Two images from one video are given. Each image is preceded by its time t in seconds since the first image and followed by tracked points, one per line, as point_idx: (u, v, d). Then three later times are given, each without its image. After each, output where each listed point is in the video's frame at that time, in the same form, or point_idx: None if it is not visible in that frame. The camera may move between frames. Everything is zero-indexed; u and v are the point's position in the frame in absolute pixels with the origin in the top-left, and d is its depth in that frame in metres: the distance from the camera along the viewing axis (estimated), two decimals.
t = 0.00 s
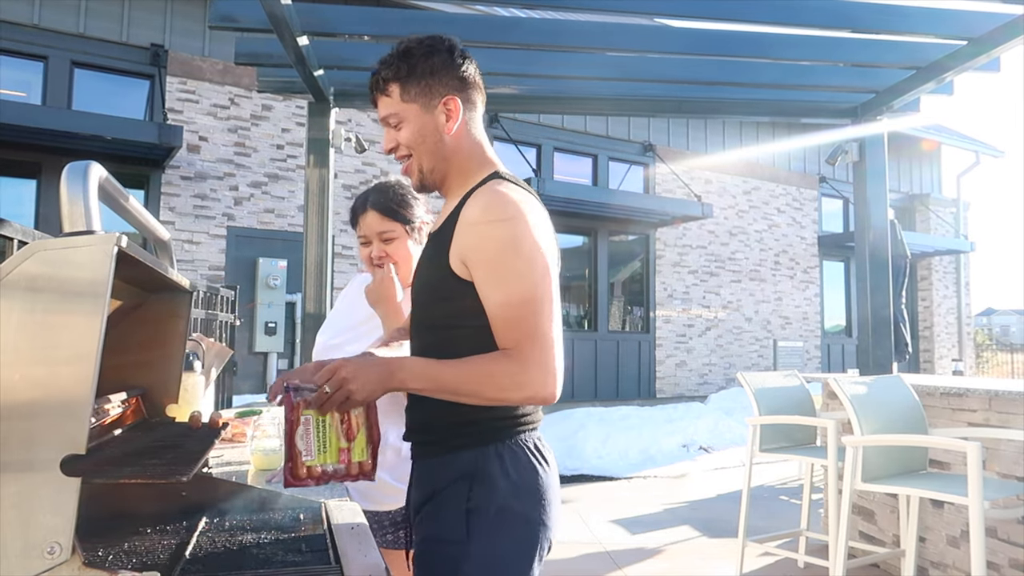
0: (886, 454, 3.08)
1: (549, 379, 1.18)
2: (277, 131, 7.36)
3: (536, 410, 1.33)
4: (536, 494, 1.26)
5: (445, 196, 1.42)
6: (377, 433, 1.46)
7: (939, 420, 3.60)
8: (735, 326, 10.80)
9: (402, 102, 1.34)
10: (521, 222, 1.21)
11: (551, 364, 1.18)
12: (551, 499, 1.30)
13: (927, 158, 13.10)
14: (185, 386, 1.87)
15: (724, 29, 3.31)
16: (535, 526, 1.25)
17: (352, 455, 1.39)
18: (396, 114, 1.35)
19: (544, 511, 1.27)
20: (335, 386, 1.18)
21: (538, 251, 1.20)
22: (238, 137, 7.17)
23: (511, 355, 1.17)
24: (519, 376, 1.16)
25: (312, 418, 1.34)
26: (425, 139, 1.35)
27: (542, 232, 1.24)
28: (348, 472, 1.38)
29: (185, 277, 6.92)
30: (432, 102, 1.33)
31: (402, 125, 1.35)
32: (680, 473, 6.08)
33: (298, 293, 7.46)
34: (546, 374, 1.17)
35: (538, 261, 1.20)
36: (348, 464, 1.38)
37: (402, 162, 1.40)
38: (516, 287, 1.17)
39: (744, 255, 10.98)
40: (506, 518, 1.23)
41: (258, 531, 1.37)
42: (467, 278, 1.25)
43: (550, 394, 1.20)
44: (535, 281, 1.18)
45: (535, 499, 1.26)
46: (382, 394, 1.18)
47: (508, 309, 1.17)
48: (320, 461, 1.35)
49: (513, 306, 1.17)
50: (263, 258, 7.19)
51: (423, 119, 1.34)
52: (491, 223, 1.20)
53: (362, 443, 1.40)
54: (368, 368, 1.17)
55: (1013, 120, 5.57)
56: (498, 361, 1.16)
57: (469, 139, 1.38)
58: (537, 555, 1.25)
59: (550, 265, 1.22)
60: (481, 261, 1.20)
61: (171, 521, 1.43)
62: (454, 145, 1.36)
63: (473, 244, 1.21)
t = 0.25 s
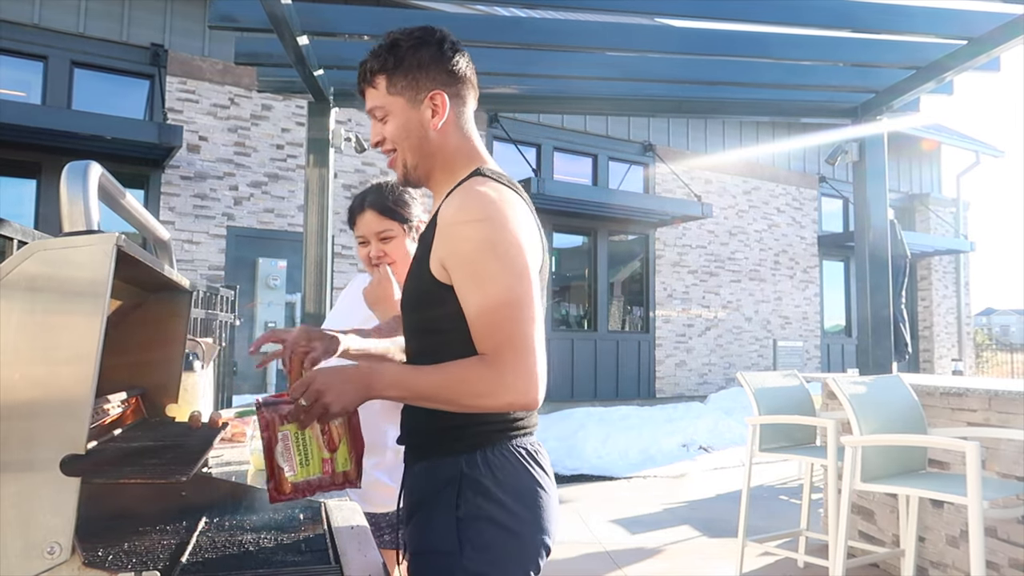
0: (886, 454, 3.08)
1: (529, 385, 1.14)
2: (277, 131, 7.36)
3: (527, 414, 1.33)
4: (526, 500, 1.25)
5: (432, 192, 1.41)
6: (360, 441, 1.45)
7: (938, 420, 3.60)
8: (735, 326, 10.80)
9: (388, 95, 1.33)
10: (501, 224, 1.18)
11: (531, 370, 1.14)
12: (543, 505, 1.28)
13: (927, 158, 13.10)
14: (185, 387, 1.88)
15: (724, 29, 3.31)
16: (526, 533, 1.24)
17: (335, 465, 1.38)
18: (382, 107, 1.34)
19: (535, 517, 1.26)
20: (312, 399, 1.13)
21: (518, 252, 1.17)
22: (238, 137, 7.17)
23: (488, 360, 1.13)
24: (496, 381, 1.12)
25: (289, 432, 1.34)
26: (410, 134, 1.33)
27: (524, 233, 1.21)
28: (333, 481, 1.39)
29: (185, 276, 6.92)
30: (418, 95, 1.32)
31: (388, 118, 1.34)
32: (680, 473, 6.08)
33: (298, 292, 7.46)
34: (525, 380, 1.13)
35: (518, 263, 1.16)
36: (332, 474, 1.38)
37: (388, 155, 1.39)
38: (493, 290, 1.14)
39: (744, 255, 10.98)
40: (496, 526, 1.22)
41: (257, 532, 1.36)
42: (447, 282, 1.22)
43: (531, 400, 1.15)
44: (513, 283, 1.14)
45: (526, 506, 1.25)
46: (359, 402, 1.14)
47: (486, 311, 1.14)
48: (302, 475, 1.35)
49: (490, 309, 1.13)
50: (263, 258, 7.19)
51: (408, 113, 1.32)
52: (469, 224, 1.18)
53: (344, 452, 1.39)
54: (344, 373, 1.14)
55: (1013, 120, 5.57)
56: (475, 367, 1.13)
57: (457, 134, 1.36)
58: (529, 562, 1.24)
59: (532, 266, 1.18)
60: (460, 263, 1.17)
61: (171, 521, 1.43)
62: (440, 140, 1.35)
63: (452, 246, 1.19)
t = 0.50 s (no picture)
0: (886, 454, 3.08)
1: (527, 382, 1.14)
2: (277, 130, 7.36)
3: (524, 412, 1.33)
4: (526, 498, 1.25)
5: (419, 190, 1.41)
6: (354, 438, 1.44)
7: (938, 420, 3.60)
8: (735, 326, 10.79)
9: (375, 92, 1.33)
10: (498, 220, 1.19)
11: (530, 367, 1.14)
12: (543, 502, 1.28)
13: (927, 158, 13.10)
14: (185, 387, 1.88)
15: (724, 29, 3.31)
16: (526, 531, 1.24)
17: (328, 462, 1.38)
18: (369, 103, 1.34)
19: (535, 515, 1.26)
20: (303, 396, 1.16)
21: (515, 249, 1.17)
22: (238, 137, 7.17)
23: (487, 357, 1.13)
24: (495, 378, 1.12)
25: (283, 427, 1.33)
26: (395, 132, 1.33)
27: (520, 230, 1.21)
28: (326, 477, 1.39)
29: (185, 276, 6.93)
30: (405, 94, 1.32)
31: (374, 115, 1.34)
32: (680, 473, 6.08)
33: (298, 292, 7.45)
34: (523, 376, 1.13)
35: (515, 259, 1.17)
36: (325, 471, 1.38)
37: (374, 152, 1.39)
38: (490, 286, 1.14)
39: (744, 255, 10.98)
40: (496, 525, 1.22)
41: (257, 531, 1.36)
42: (444, 281, 1.22)
43: (529, 397, 1.16)
44: (511, 280, 1.15)
45: (526, 504, 1.25)
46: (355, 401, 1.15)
47: (483, 309, 1.14)
48: (296, 469, 1.35)
49: (488, 305, 1.14)
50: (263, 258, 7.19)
51: (394, 111, 1.32)
52: (466, 221, 1.18)
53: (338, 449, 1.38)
54: (339, 373, 1.15)
55: (1013, 120, 5.57)
56: (473, 364, 1.13)
57: (444, 134, 1.36)
58: (530, 559, 1.24)
59: (529, 263, 1.19)
60: (457, 260, 1.17)
61: (171, 521, 1.43)
62: (426, 138, 1.34)
63: (449, 244, 1.19)
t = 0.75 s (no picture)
0: (886, 454, 3.08)
1: (529, 374, 1.14)
2: (277, 130, 7.36)
3: (524, 410, 1.32)
4: (528, 495, 1.25)
5: (408, 193, 1.41)
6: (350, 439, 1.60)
7: (939, 420, 3.60)
8: (735, 326, 10.79)
9: (358, 99, 1.33)
10: (497, 216, 1.20)
11: (533, 360, 1.15)
12: (544, 499, 1.28)
13: (927, 158, 13.10)
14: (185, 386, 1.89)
15: (723, 29, 3.31)
16: (529, 528, 1.24)
17: (324, 460, 1.54)
18: (353, 111, 1.34)
19: (538, 512, 1.26)
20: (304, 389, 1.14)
21: (514, 244, 1.18)
22: (238, 137, 7.17)
23: (490, 350, 1.13)
24: (499, 372, 1.12)
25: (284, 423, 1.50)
26: (379, 137, 1.33)
27: (518, 226, 1.22)
28: (321, 473, 1.55)
29: (185, 276, 6.93)
30: (387, 99, 1.32)
31: (358, 122, 1.34)
32: (680, 473, 6.09)
33: (298, 292, 7.45)
34: (527, 369, 1.14)
35: (515, 254, 1.17)
36: (319, 467, 1.54)
37: (361, 158, 1.39)
38: (491, 281, 1.14)
39: (744, 255, 10.98)
40: (498, 524, 1.22)
41: (257, 531, 1.36)
42: (443, 278, 1.22)
43: (533, 390, 1.16)
44: (512, 274, 1.15)
45: (528, 502, 1.25)
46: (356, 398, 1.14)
47: (484, 303, 1.15)
48: (293, 464, 1.52)
49: (490, 300, 1.14)
50: (263, 258, 7.19)
51: (377, 117, 1.32)
52: (465, 217, 1.19)
53: (332, 448, 1.54)
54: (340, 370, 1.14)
55: (1013, 120, 5.57)
56: (476, 358, 1.13)
57: (428, 136, 1.36)
58: (533, 556, 1.24)
59: (528, 258, 1.20)
60: (457, 256, 1.17)
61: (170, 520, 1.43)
62: (411, 142, 1.34)
63: (448, 240, 1.19)
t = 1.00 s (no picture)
0: (885, 454, 3.08)
1: (528, 367, 1.15)
2: (277, 130, 7.36)
3: (526, 407, 1.33)
4: (532, 491, 1.25)
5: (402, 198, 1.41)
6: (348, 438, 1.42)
7: (938, 420, 3.60)
8: (735, 326, 10.79)
9: (348, 107, 1.33)
10: (493, 212, 1.20)
11: (531, 351, 1.15)
12: (549, 494, 1.29)
13: (927, 158, 13.10)
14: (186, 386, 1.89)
15: (724, 29, 3.31)
16: (535, 524, 1.24)
17: (317, 458, 1.36)
18: (343, 118, 1.34)
19: (543, 507, 1.26)
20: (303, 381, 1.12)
21: (510, 238, 1.19)
22: (237, 137, 7.17)
23: (489, 343, 1.13)
24: (498, 363, 1.12)
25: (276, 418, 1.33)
26: (371, 144, 1.33)
27: (513, 222, 1.23)
28: (315, 474, 1.36)
29: (185, 276, 6.93)
30: (377, 105, 1.31)
31: (349, 129, 1.34)
32: (680, 473, 6.08)
33: (298, 292, 7.44)
34: (525, 361, 1.14)
35: (511, 248, 1.18)
36: (313, 467, 1.36)
37: (353, 166, 1.39)
38: (488, 275, 1.15)
39: (744, 255, 10.98)
40: (504, 520, 1.22)
41: (257, 531, 1.36)
42: (438, 275, 1.22)
43: (531, 382, 1.16)
44: (508, 268, 1.16)
45: (533, 498, 1.25)
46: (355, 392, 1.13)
47: (481, 298, 1.15)
48: (284, 463, 1.33)
49: (487, 294, 1.14)
50: (263, 258, 7.18)
51: (368, 123, 1.32)
52: (461, 213, 1.19)
53: (329, 445, 1.36)
54: (340, 365, 1.12)
55: (1013, 120, 5.57)
56: (475, 351, 1.13)
57: (419, 139, 1.36)
58: (539, 552, 1.25)
59: (524, 253, 1.20)
60: (454, 251, 1.17)
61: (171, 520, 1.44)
62: (402, 146, 1.34)
63: (444, 236, 1.19)
